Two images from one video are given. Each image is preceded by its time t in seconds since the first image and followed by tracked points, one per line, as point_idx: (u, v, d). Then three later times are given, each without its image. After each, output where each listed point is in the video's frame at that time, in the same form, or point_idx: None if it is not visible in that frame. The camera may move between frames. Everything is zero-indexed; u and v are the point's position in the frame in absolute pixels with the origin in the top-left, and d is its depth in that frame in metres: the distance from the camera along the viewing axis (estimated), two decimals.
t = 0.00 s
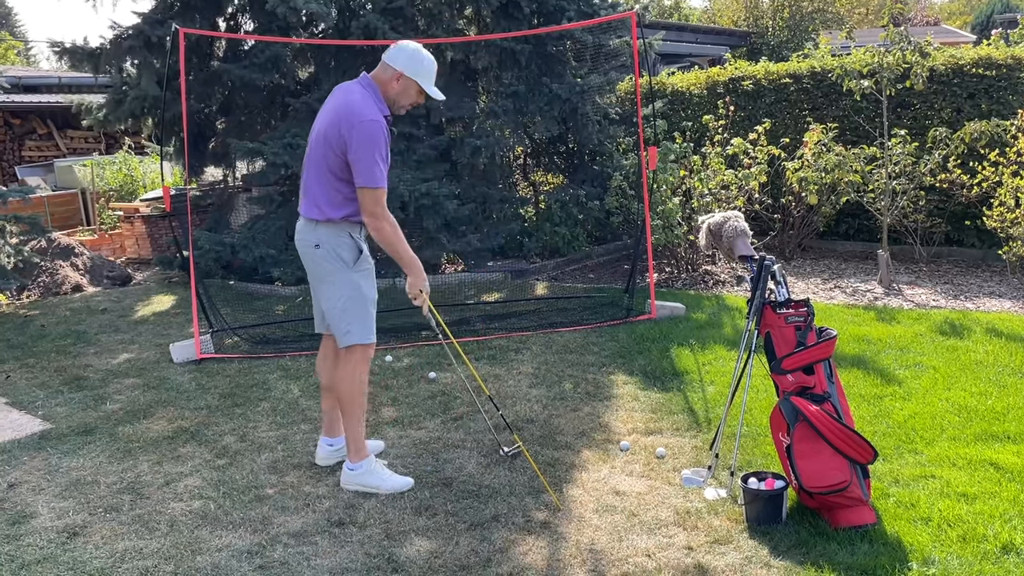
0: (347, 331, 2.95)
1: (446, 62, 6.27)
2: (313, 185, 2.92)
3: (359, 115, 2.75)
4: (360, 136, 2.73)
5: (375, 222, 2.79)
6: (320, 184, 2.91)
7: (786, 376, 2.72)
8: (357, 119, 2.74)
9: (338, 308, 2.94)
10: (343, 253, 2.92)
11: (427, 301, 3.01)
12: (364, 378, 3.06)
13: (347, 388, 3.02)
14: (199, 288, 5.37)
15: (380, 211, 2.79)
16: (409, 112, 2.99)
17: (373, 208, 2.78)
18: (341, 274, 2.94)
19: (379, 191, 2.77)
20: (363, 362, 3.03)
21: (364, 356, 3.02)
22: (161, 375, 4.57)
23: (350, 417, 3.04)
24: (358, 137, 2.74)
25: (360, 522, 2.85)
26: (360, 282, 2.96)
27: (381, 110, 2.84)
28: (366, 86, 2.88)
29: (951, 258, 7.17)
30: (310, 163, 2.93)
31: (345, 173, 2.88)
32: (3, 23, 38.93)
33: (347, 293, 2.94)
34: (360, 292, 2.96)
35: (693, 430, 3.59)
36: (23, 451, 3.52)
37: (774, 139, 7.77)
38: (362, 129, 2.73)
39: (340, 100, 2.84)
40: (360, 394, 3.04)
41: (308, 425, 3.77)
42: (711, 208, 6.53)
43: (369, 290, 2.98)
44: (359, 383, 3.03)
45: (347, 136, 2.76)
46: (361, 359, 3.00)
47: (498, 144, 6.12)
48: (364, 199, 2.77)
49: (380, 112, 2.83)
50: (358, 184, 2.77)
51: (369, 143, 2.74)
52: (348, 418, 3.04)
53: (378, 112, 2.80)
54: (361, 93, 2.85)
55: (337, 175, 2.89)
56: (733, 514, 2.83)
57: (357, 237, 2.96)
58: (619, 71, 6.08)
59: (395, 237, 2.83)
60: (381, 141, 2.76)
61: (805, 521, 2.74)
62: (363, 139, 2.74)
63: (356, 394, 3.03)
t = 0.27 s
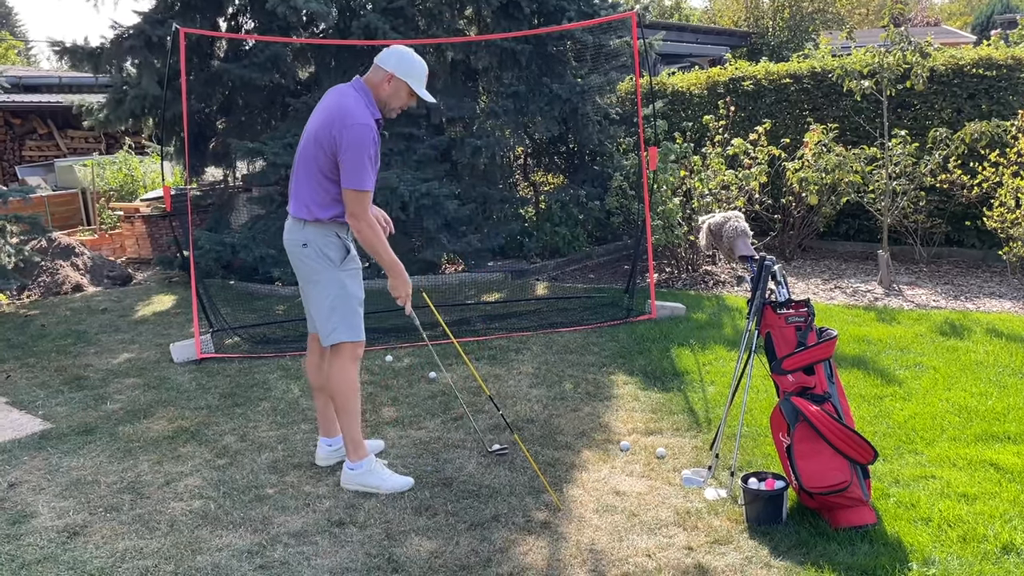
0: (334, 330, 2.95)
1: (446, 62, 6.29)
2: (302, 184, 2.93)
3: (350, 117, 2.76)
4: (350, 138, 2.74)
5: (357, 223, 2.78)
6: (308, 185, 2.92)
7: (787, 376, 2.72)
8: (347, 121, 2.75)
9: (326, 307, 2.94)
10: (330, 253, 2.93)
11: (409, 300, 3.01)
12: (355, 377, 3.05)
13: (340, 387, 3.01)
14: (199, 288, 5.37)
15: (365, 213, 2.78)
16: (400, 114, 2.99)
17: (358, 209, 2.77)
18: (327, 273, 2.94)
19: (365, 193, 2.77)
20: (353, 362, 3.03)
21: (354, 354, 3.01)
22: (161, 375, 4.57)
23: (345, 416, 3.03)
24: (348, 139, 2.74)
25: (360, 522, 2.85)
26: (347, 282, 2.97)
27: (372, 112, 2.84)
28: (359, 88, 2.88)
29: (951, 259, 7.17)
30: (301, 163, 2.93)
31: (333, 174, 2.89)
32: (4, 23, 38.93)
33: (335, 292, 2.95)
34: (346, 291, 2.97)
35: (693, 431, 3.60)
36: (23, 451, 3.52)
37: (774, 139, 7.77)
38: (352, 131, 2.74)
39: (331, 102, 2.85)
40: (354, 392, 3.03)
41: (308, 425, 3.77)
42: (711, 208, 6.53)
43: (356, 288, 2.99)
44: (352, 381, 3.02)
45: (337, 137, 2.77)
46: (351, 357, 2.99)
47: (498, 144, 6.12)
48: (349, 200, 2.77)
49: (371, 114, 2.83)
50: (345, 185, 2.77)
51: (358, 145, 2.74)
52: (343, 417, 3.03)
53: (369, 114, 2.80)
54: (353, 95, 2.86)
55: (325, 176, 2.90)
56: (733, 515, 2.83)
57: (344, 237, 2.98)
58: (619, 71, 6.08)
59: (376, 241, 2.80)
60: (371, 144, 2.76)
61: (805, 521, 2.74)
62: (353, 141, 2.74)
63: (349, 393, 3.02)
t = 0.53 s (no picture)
0: (329, 330, 2.95)
1: (447, 63, 6.30)
2: (296, 185, 2.94)
3: (341, 117, 2.76)
4: (342, 138, 2.74)
5: (350, 223, 2.79)
6: (303, 186, 2.93)
7: (787, 377, 2.72)
8: (338, 121, 2.75)
9: (321, 307, 2.95)
10: (325, 253, 2.94)
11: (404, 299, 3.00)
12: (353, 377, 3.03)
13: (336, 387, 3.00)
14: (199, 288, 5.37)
15: (359, 212, 2.79)
16: (393, 113, 2.99)
17: (351, 209, 2.77)
18: (322, 273, 2.95)
19: (358, 193, 2.77)
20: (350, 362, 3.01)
21: (349, 354, 3.00)
22: (161, 375, 4.57)
23: (343, 416, 3.02)
24: (339, 139, 2.74)
25: (361, 522, 2.85)
26: (342, 281, 2.97)
27: (364, 112, 2.84)
28: (350, 89, 2.88)
29: (952, 259, 7.17)
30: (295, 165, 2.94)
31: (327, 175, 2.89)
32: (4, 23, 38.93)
33: (330, 292, 2.95)
34: (342, 291, 2.97)
35: (693, 431, 3.59)
36: (24, 451, 3.52)
37: (775, 140, 7.77)
38: (343, 131, 2.74)
39: (323, 103, 2.85)
40: (350, 392, 3.02)
41: (308, 425, 3.77)
42: (711, 209, 6.54)
43: (350, 288, 2.98)
44: (348, 381, 3.01)
45: (330, 138, 2.77)
46: (346, 357, 2.98)
47: (499, 144, 6.12)
48: (341, 201, 2.77)
49: (363, 114, 2.83)
50: (337, 185, 2.77)
51: (350, 144, 2.74)
52: (340, 417, 3.02)
53: (360, 114, 2.80)
54: (344, 96, 2.85)
55: (319, 176, 2.90)
56: (733, 515, 2.83)
57: (339, 238, 2.98)
58: (619, 71, 6.08)
59: (369, 241, 2.82)
60: (363, 143, 2.76)
61: (806, 521, 2.74)
62: (345, 141, 2.74)
63: (346, 393, 3.01)
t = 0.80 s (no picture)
0: (328, 331, 2.95)
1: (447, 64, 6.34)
2: (294, 186, 2.94)
3: (336, 115, 2.76)
4: (337, 137, 2.74)
5: (347, 222, 2.79)
6: (300, 186, 2.93)
7: (787, 378, 2.72)
8: (333, 120, 2.76)
9: (321, 308, 2.95)
10: (325, 253, 2.94)
11: (403, 298, 3.00)
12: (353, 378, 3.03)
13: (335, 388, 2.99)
14: (199, 288, 5.37)
15: (356, 211, 2.79)
16: (389, 112, 2.99)
17: (348, 208, 2.77)
18: (322, 274, 2.95)
19: (353, 192, 2.77)
20: (350, 363, 3.01)
21: (349, 354, 3.00)
22: (162, 375, 4.57)
23: (342, 416, 3.02)
24: (334, 138, 2.74)
25: (361, 523, 2.85)
26: (341, 281, 2.97)
27: (359, 111, 2.84)
28: (344, 87, 2.88)
29: (952, 260, 7.17)
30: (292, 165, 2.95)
31: (324, 174, 2.89)
32: (5, 24, 38.91)
33: (330, 292, 2.95)
34: (341, 291, 2.96)
35: (693, 432, 3.59)
36: (24, 451, 3.52)
37: (775, 141, 7.77)
38: (338, 129, 2.74)
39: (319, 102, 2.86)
40: (348, 393, 3.01)
41: (308, 426, 3.77)
42: (712, 210, 6.54)
43: (350, 288, 2.98)
44: (347, 382, 3.01)
45: (325, 137, 2.78)
46: (345, 358, 2.98)
47: (499, 145, 6.12)
48: (337, 200, 2.77)
49: (359, 112, 2.84)
50: (333, 184, 2.77)
51: (345, 143, 2.74)
52: (340, 418, 3.02)
53: (356, 112, 2.81)
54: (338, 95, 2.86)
55: (316, 176, 2.90)
56: (734, 516, 2.83)
57: (338, 237, 2.98)
58: (620, 72, 6.09)
59: (365, 240, 2.82)
60: (358, 142, 2.76)
61: (806, 522, 2.74)
62: (340, 140, 2.74)
63: (346, 394, 3.01)
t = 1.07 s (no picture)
0: (328, 332, 2.95)
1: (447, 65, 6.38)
2: (294, 186, 2.94)
3: (335, 116, 2.77)
4: (336, 137, 2.74)
5: (347, 222, 2.79)
6: (300, 187, 2.93)
7: (786, 379, 2.72)
8: (332, 120, 2.76)
9: (321, 309, 2.95)
10: (325, 254, 2.94)
11: (402, 297, 3.00)
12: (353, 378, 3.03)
13: (334, 389, 2.99)
14: (199, 289, 5.37)
15: (355, 211, 2.79)
16: (388, 112, 3.00)
17: (347, 208, 2.78)
18: (322, 275, 2.95)
19: (353, 191, 2.77)
20: (350, 363, 3.01)
21: (349, 355, 3.00)
22: (161, 375, 4.57)
23: (343, 417, 3.02)
24: (333, 137, 2.75)
25: (360, 523, 2.85)
26: (341, 281, 2.97)
27: (358, 111, 2.85)
28: (343, 87, 2.88)
29: (952, 261, 7.17)
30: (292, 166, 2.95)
31: (323, 174, 2.89)
32: (6, 25, 38.94)
33: (330, 293, 2.95)
34: (341, 292, 2.96)
35: (693, 433, 3.59)
36: (23, 451, 3.52)
37: (775, 142, 7.77)
38: (337, 129, 2.74)
39: (318, 103, 2.86)
40: (348, 394, 3.01)
41: (308, 426, 3.77)
42: (712, 211, 6.54)
43: (350, 289, 2.98)
44: (347, 383, 3.01)
45: (324, 137, 2.78)
46: (345, 359, 2.98)
47: (499, 146, 6.12)
48: (337, 200, 2.77)
49: (358, 112, 2.84)
50: (333, 184, 2.78)
51: (344, 143, 2.74)
52: (340, 419, 3.02)
53: (355, 113, 2.81)
54: (337, 95, 2.86)
55: (316, 176, 2.91)
56: (733, 517, 2.83)
57: (338, 238, 2.98)
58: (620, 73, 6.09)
59: (365, 239, 2.82)
60: (358, 142, 2.76)
61: (805, 523, 2.73)
62: (339, 140, 2.74)
63: (345, 395, 3.01)
